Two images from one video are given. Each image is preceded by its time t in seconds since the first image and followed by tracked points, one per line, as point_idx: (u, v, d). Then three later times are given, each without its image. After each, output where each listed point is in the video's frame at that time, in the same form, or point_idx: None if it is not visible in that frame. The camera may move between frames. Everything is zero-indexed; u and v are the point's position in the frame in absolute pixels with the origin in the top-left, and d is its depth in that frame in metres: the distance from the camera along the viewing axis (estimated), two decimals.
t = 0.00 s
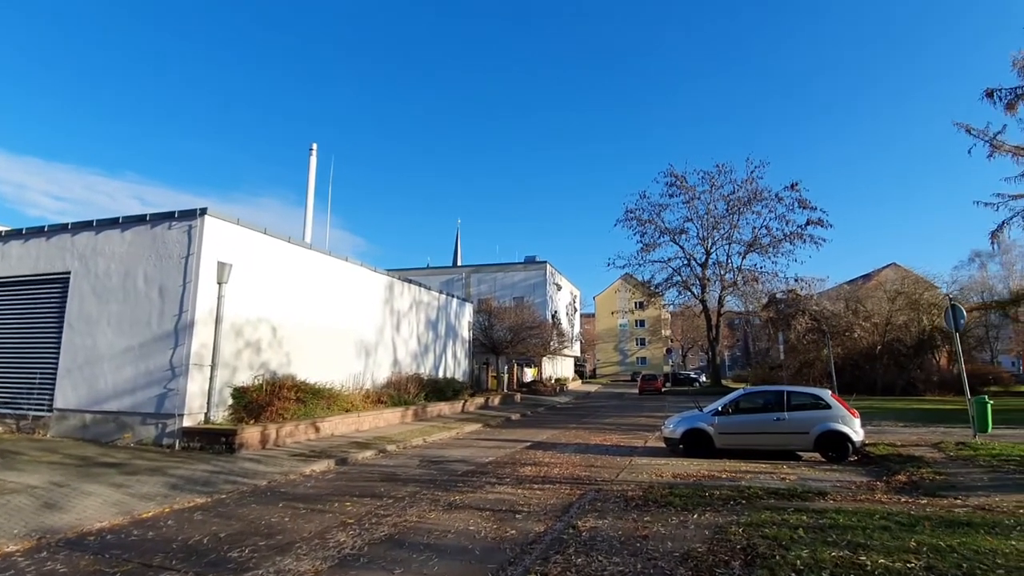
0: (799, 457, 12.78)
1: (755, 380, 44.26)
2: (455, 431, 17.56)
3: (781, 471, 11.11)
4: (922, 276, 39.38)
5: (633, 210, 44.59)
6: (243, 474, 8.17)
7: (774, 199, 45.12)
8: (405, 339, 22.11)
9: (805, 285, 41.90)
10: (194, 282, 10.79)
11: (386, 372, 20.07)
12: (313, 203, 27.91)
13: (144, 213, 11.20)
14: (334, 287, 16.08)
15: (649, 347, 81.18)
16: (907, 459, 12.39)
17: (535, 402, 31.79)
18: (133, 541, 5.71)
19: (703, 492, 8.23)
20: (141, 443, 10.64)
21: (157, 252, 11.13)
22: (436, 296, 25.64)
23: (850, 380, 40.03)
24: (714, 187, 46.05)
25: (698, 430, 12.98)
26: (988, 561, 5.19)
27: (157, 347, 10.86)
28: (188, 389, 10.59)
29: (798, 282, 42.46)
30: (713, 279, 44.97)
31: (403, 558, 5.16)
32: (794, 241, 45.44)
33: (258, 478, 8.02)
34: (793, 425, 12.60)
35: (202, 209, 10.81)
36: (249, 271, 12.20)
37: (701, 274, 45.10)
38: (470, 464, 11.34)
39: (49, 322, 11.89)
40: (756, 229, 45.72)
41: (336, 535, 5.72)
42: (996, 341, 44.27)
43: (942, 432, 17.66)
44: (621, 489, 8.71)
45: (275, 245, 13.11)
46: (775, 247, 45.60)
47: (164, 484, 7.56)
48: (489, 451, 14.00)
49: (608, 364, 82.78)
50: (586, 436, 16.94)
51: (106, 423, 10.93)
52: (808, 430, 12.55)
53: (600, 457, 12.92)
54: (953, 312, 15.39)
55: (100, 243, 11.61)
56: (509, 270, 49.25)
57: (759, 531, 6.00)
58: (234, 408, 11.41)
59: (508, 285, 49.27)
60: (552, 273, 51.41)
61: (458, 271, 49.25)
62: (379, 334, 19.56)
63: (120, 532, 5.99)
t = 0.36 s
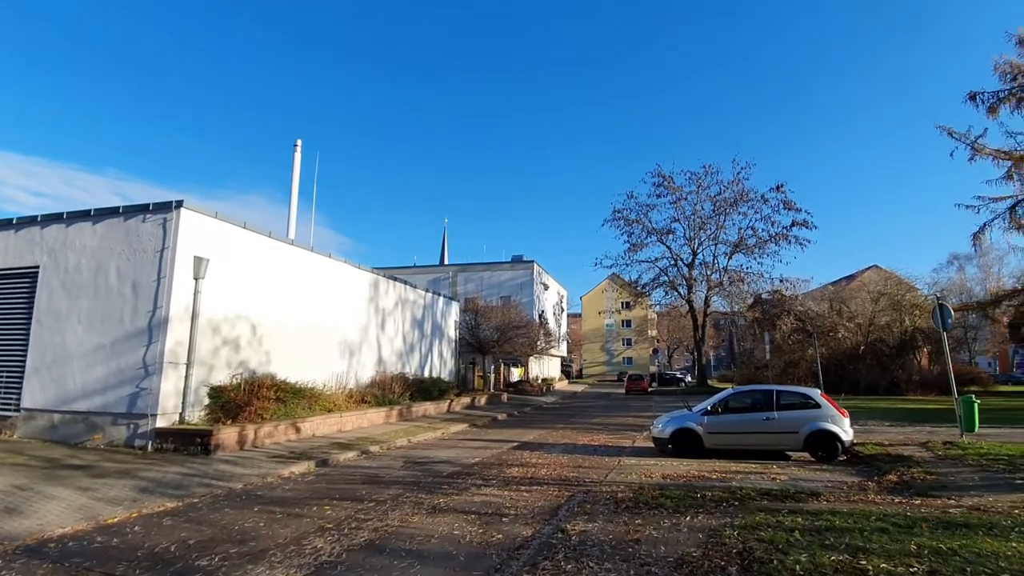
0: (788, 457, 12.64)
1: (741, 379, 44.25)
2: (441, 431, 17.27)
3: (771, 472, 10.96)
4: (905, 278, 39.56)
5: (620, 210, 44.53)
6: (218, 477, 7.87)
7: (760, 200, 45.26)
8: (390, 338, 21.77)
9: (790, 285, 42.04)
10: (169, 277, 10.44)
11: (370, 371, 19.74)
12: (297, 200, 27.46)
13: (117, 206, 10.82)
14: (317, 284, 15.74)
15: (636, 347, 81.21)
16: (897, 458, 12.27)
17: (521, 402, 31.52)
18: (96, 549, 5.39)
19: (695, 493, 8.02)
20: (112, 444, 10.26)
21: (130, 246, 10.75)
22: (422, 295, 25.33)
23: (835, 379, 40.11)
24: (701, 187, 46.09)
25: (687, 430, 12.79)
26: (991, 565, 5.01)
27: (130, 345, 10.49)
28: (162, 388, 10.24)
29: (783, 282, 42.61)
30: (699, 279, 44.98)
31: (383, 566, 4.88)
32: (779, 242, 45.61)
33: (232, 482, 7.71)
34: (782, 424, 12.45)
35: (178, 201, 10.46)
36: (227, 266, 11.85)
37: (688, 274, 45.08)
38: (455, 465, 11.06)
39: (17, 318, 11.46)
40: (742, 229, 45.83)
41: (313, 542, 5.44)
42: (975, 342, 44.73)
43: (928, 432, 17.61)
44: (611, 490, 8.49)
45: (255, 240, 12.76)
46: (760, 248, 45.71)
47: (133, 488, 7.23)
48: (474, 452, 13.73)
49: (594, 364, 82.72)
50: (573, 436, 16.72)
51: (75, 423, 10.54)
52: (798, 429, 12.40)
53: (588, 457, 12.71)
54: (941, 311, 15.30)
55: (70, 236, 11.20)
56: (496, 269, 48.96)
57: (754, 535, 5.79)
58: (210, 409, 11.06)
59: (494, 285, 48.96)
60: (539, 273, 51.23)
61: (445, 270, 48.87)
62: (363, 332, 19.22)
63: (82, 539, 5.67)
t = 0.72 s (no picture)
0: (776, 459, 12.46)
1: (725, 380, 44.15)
2: (425, 433, 16.92)
3: (760, 474, 10.76)
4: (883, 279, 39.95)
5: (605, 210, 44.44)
6: (186, 484, 7.55)
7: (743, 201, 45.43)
8: (372, 338, 21.36)
9: (772, 286, 42.24)
10: (138, 273, 9.99)
11: (351, 371, 19.32)
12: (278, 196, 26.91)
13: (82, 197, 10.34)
14: (295, 282, 15.30)
15: (619, 347, 81.28)
16: (887, 460, 11.99)
17: (505, 402, 31.20)
18: (49, 564, 4.99)
19: (687, 500, 7.76)
20: (75, 448, 9.79)
21: (96, 240, 10.29)
22: (405, 294, 24.92)
23: (816, 378, 40.01)
24: (685, 189, 46.16)
25: (675, 432, 12.55)
26: None
27: (95, 344, 10.02)
28: (129, 389, 9.79)
29: (765, 283, 42.82)
30: (683, 280, 45.02)
31: None
32: (762, 244, 45.78)
33: (202, 489, 7.37)
34: (771, 426, 12.26)
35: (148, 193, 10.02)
36: (200, 262, 11.40)
37: (672, 275, 45.09)
38: (438, 470, 10.72)
39: None
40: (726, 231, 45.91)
41: (285, 555, 5.07)
42: (951, 342, 45.33)
43: (913, 432, 17.56)
44: (601, 497, 8.22)
45: (230, 235, 12.34)
46: (743, 249, 45.87)
47: (94, 496, 6.82)
48: (457, 455, 13.39)
49: (578, 364, 82.60)
50: (558, 438, 16.43)
51: (36, 426, 10.05)
52: (787, 431, 12.21)
53: (574, 460, 12.44)
54: (927, 312, 15.16)
55: (33, 229, 10.70)
56: (480, 268, 48.59)
57: (752, 545, 5.52)
58: (180, 411, 10.64)
59: (478, 284, 48.59)
60: (524, 272, 50.96)
61: (428, 269, 48.40)
62: (344, 332, 18.80)
63: (36, 553, 5.26)
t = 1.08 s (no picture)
0: (757, 458, 12.28)
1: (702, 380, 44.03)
2: (401, 434, 16.51)
3: (742, 474, 10.55)
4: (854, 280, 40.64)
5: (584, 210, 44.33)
6: (140, 490, 7.34)
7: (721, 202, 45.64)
8: (346, 336, 20.89)
9: (748, 286, 42.48)
10: (91, 265, 9.48)
11: (324, 371, 18.83)
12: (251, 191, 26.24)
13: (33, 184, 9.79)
14: (262, 277, 14.85)
15: (597, 347, 81.34)
16: (868, 458, 11.72)
17: (482, 403, 30.83)
18: None
19: (671, 502, 7.49)
20: (23, 452, 9.27)
21: (47, 230, 9.75)
22: (381, 291, 24.44)
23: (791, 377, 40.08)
24: (664, 189, 46.22)
25: (656, 432, 12.32)
26: None
27: (44, 341, 9.48)
28: (81, 389, 9.29)
29: (741, 283, 43.10)
30: (661, 280, 45.07)
31: None
32: (739, 244, 45.98)
33: (157, 495, 7.22)
34: (752, 425, 12.07)
35: (103, 179, 9.50)
36: (160, 255, 10.96)
37: (650, 274, 45.11)
38: (411, 473, 10.33)
39: None
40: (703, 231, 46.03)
41: (242, 568, 4.67)
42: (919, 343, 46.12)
43: (890, 431, 17.57)
44: (582, 500, 7.92)
45: (192, 227, 11.89)
46: (720, 250, 46.06)
47: (39, 503, 6.36)
48: (433, 456, 13.00)
49: (556, 364, 82.45)
50: (536, 438, 16.12)
51: None
52: (767, 430, 12.04)
53: (553, 461, 12.15)
54: (906, 311, 14.39)
55: None
56: (458, 267, 48.14)
57: (742, 551, 5.24)
58: (138, 412, 10.25)
59: (456, 283, 48.11)
60: (502, 271, 50.65)
61: (405, 266, 47.77)
62: (317, 330, 18.31)
63: None
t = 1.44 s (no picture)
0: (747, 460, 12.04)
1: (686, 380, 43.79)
2: (382, 437, 16.07)
3: (731, 477, 10.30)
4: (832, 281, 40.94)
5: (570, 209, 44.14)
6: (95, 500, 7.61)
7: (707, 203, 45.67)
8: (326, 335, 20.44)
9: (732, 287, 42.54)
10: (48, 259, 9.35)
11: (302, 371, 18.39)
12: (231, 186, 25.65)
13: None
14: (235, 273, 14.68)
15: (581, 347, 81.22)
16: (858, 460, 11.45)
17: (466, 403, 30.44)
18: None
19: (661, 509, 7.21)
20: None
21: (5, 222, 9.63)
22: (363, 289, 23.99)
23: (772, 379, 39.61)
24: (650, 189, 46.16)
25: (644, 434, 12.01)
26: None
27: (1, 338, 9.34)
28: (37, 390, 9.16)
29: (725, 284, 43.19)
30: (646, 280, 45.02)
31: None
32: (723, 244, 46.01)
33: (114, 505, 7.51)
34: (741, 427, 11.81)
35: (63, 168, 9.46)
36: (123, 249, 10.93)
37: (635, 274, 45.06)
38: (390, 479, 9.95)
39: None
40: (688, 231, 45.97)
41: None
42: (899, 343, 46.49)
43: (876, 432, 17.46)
44: (571, 507, 7.62)
45: (157, 220, 11.81)
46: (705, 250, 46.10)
47: None
48: (413, 460, 12.59)
49: (540, 364, 82.12)
50: (520, 440, 15.77)
51: None
52: (756, 432, 11.78)
53: (538, 464, 11.84)
54: (894, 311, 14.18)
55: None
56: (442, 265, 47.74)
57: (739, 563, 4.94)
58: (99, 414, 10.15)
59: (440, 281, 47.69)
60: (487, 270, 50.29)
61: (389, 265, 47.22)
62: (294, 328, 17.88)
63: None
